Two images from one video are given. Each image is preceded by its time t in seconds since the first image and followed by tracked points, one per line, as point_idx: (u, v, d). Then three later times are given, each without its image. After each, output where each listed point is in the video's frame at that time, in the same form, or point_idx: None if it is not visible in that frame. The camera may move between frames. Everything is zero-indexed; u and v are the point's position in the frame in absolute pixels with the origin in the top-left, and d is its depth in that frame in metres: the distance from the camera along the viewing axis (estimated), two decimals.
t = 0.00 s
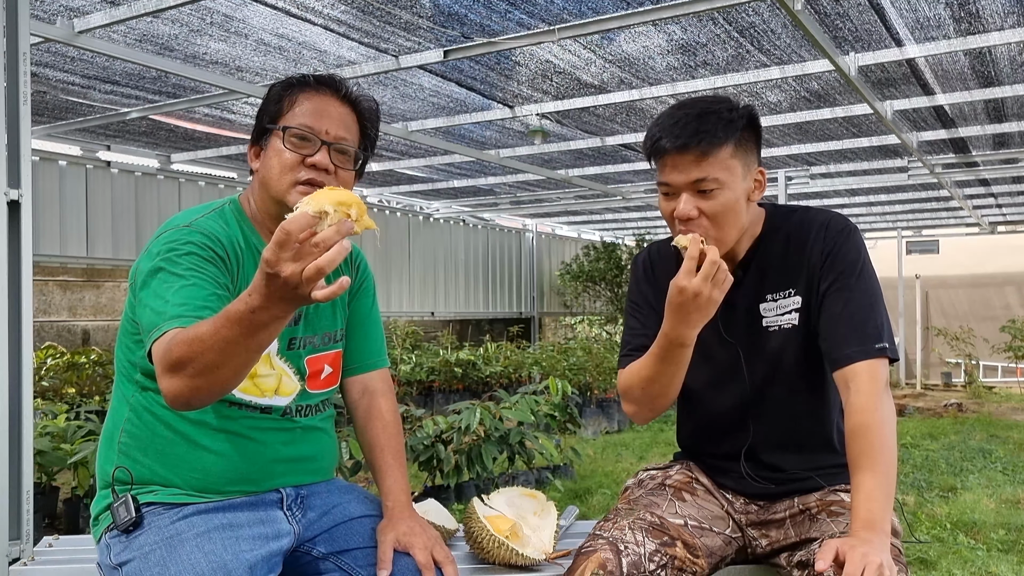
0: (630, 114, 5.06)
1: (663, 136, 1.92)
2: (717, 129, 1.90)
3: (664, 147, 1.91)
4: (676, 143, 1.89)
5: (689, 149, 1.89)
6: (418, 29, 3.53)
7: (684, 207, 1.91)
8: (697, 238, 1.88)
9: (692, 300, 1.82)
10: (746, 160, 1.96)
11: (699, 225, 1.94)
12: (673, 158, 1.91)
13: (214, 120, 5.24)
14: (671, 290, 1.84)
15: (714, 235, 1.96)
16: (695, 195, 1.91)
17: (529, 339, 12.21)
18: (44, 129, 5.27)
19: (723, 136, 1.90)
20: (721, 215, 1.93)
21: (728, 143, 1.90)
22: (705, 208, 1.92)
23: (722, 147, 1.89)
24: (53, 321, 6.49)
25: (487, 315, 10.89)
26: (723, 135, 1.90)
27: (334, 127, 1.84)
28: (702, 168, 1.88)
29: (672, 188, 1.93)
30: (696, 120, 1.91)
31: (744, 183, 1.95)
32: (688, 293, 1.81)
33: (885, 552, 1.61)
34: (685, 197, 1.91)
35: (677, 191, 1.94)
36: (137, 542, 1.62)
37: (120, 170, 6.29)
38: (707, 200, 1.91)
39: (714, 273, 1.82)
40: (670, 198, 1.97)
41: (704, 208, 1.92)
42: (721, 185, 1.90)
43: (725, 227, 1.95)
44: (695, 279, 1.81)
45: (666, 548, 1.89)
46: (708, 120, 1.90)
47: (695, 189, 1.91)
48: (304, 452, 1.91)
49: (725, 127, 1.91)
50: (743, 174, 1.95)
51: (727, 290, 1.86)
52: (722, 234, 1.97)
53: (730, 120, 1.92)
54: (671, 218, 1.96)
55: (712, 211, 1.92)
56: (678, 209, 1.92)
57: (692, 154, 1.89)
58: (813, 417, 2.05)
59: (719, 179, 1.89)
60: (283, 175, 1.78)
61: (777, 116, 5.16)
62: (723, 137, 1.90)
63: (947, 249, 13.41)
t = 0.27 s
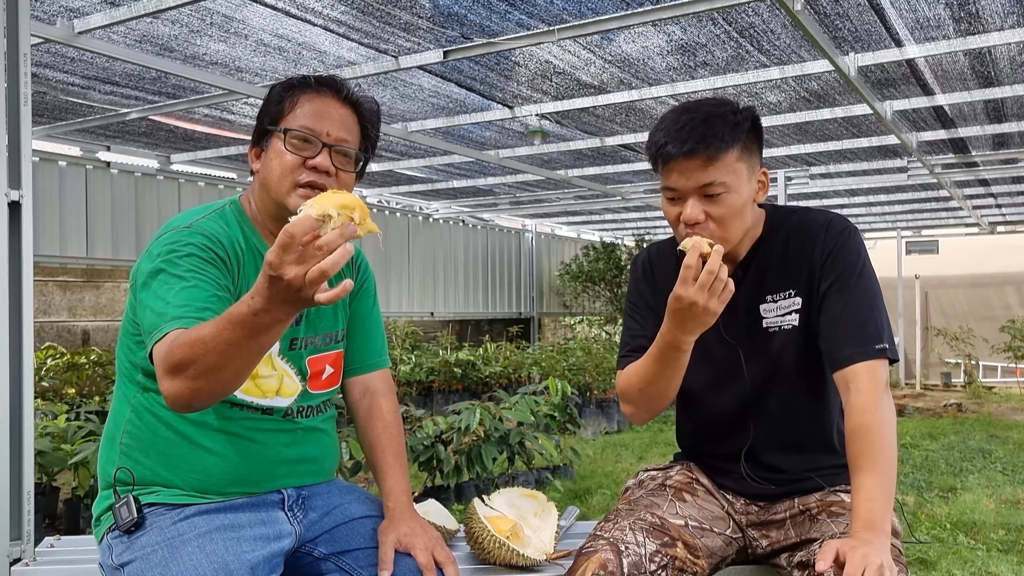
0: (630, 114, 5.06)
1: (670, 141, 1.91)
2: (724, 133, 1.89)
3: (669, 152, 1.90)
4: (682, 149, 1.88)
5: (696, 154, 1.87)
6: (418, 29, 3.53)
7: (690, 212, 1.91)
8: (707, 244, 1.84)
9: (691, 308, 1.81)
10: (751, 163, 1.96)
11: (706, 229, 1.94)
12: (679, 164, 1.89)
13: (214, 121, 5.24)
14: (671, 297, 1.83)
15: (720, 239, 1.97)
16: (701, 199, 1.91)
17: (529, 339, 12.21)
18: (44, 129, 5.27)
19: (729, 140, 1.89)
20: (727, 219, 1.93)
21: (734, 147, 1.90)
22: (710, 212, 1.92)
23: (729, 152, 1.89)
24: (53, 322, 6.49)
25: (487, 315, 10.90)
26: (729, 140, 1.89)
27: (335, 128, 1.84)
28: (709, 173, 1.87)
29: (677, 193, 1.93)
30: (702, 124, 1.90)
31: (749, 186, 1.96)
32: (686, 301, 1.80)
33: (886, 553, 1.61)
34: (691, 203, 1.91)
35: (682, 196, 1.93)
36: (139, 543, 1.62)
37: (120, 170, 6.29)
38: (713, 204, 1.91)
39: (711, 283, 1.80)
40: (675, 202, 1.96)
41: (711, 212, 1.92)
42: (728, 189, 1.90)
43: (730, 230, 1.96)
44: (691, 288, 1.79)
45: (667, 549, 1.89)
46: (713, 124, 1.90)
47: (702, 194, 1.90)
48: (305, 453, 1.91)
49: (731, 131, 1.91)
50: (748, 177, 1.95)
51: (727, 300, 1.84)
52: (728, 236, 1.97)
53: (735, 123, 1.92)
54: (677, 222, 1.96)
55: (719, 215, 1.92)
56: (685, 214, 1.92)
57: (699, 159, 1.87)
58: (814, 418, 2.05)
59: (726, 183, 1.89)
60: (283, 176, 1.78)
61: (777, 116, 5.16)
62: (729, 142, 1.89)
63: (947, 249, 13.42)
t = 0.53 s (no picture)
0: (630, 114, 5.07)
1: (672, 145, 1.91)
2: (726, 136, 1.89)
3: (672, 156, 1.90)
4: (684, 152, 1.88)
5: (698, 157, 1.88)
6: (418, 30, 3.54)
7: (694, 215, 1.91)
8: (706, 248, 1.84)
9: (693, 313, 1.82)
10: (753, 165, 1.96)
11: (709, 232, 1.94)
12: (682, 167, 1.89)
13: (214, 121, 5.24)
14: (674, 302, 1.84)
15: (723, 241, 1.97)
16: (704, 202, 1.91)
17: (529, 339, 12.22)
18: (45, 130, 5.28)
19: (731, 142, 1.90)
20: (730, 221, 1.94)
21: (736, 149, 1.90)
22: (714, 215, 1.92)
23: (731, 154, 1.89)
24: (54, 322, 6.49)
25: (487, 315, 10.90)
26: (731, 142, 1.90)
27: (341, 132, 1.85)
28: (712, 176, 1.88)
29: (680, 196, 1.93)
30: (703, 128, 1.91)
31: (751, 188, 1.96)
32: (688, 307, 1.81)
33: (889, 552, 1.61)
34: (695, 206, 1.91)
35: (685, 199, 1.93)
36: (144, 543, 1.62)
37: (121, 171, 6.30)
38: (716, 207, 1.91)
39: (713, 287, 1.80)
40: (678, 205, 1.96)
41: (714, 215, 1.92)
42: (731, 192, 1.90)
43: (733, 232, 1.96)
44: (694, 293, 1.80)
45: (670, 548, 1.89)
46: (715, 127, 1.90)
47: (705, 198, 1.90)
48: (308, 453, 1.92)
49: (733, 134, 1.91)
50: (751, 179, 1.96)
51: (731, 306, 1.86)
52: (731, 238, 1.98)
53: (737, 126, 1.92)
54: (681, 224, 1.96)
55: (722, 217, 1.93)
56: (688, 217, 1.92)
57: (702, 162, 1.88)
58: (816, 417, 2.06)
59: (728, 186, 1.89)
60: (291, 178, 1.78)
61: (777, 116, 5.17)
62: (731, 144, 1.89)
63: (946, 249, 13.43)
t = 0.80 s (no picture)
0: (631, 114, 5.06)
1: (673, 143, 1.91)
2: (727, 135, 1.89)
3: (674, 154, 1.89)
4: (686, 150, 1.88)
5: (700, 156, 1.87)
6: (419, 29, 3.53)
7: (695, 213, 1.90)
8: (710, 249, 1.85)
9: (694, 313, 1.82)
10: (755, 164, 1.96)
11: (711, 231, 1.93)
12: (683, 166, 1.89)
13: (214, 121, 5.23)
14: (675, 302, 1.84)
15: (725, 241, 1.96)
16: (706, 201, 1.91)
17: (530, 340, 12.21)
18: (45, 130, 5.27)
19: (733, 141, 1.89)
20: (731, 220, 1.93)
21: (738, 148, 1.90)
22: (715, 214, 1.92)
23: (733, 153, 1.89)
24: (53, 322, 6.49)
25: (487, 315, 10.90)
26: (733, 141, 1.89)
27: (343, 130, 1.84)
28: (713, 175, 1.87)
29: (682, 195, 1.92)
30: (706, 126, 1.90)
31: (753, 187, 1.95)
32: (690, 306, 1.81)
33: (892, 551, 1.61)
34: (696, 204, 1.90)
35: (687, 198, 1.93)
36: (144, 542, 1.61)
37: (121, 171, 6.29)
38: (717, 206, 1.91)
39: (716, 287, 1.80)
40: (680, 204, 1.95)
41: (716, 214, 1.91)
42: (732, 191, 1.89)
43: (734, 232, 1.95)
44: (696, 292, 1.79)
45: (672, 548, 1.89)
46: (717, 126, 1.90)
47: (706, 196, 1.90)
48: (309, 453, 1.91)
49: (734, 132, 1.90)
50: (752, 178, 1.95)
51: (732, 307, 1.85)
52: (733, 238, 1.97)
53: (739, 125, 1.91)
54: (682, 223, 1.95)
55: (724, 217, 1.92)
56: (689, 216, 1.91)
57: (703, 161, 1.87)
58: (818, 416, 2.05)
59: (730, 185, 1.88)
60: (293, 176, 1.77)
61: (778, 116, 5.16)
62: (733, 143, 1.89)
63: (946, 249, 13.43)
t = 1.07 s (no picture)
0: (631, 114, 5.06)
1: (673, 142, 1.90)
2: (728, 132, 1.88)
3: (674, 152, 1.89)
4: (686, 148, 1.87)
5: (701, 153, 1.86)
6: (419, 29, 3.53)
7: (697, 212, 1.89)
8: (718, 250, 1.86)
9: (695, 308, 1.81)
10: (755, 161, 1.95)
11: (713, 230, 1.92)
12: (684, 164, 1.88)
13: (214, 120, 5.23)
14: (676, 297, 1.83)
15: (728, 240, 1.96)
16: (707, 199, 1.90)
17: (530, 340, 12.21)
18: (45, 129, 5.27)
19: (733, 138, 1.88)
20: (734, 219, 1.92)
21: (738, 145, 1.89)
22: (718, 213, 1.91)
23: (734, 150, 1.88)
24: (53, 321, 6.48)
25: (488, 314, 10.89)
26: (733, 138, 1.88)
27: (343, 131, 1.84)
28: (714, 172, 1.87)
29: (683, 194, 1.92)
30: (706, 124, 1.89)
31: (754, 186, 1.95)
32: (691, 301, 1.80)
33: (891, 553, 1.60)
34: (698, 203, 1.90)
35: (689, 197, 1.92)
36: (142, 543, 1.61)
37: (121, 170, 6.29)
38: (719, 204, 1.90)
39: (718, 283, 1.81)
40: (681, 204, 1.95)
41: (718, 212, 1.91)
42: (734, 189, 1.89)
43: (738, 230, 1.94)
44: (700, 288, 1.79)
45: (672, 549, 1.88)
46: (718, 124, 1.89)
47: (708, 195, 1.89)
48: (308, 454, 1.91)
49: (735, 130, 1.90)
50: (753, 176, 1.95)
51: (734, 306, 1.85)
52: (737, 237, 1.96)
53: (739, 122, 1.91)
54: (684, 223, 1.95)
55: (726, 215, 1.91)
56: (691, 214, 1.90)
57: (704, 158, 1.86)
58: (819, 417, 2.05)
59: (731, 182, 1.88)
60: (292, 177, 1.76)
61: (778, 116, 5.16)
62: (734, 140, 1.88)
63: (947, 248, 13.42)
